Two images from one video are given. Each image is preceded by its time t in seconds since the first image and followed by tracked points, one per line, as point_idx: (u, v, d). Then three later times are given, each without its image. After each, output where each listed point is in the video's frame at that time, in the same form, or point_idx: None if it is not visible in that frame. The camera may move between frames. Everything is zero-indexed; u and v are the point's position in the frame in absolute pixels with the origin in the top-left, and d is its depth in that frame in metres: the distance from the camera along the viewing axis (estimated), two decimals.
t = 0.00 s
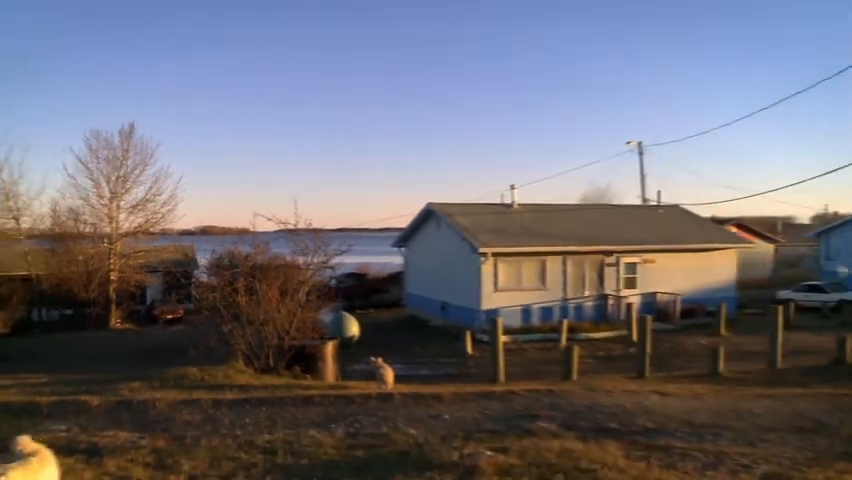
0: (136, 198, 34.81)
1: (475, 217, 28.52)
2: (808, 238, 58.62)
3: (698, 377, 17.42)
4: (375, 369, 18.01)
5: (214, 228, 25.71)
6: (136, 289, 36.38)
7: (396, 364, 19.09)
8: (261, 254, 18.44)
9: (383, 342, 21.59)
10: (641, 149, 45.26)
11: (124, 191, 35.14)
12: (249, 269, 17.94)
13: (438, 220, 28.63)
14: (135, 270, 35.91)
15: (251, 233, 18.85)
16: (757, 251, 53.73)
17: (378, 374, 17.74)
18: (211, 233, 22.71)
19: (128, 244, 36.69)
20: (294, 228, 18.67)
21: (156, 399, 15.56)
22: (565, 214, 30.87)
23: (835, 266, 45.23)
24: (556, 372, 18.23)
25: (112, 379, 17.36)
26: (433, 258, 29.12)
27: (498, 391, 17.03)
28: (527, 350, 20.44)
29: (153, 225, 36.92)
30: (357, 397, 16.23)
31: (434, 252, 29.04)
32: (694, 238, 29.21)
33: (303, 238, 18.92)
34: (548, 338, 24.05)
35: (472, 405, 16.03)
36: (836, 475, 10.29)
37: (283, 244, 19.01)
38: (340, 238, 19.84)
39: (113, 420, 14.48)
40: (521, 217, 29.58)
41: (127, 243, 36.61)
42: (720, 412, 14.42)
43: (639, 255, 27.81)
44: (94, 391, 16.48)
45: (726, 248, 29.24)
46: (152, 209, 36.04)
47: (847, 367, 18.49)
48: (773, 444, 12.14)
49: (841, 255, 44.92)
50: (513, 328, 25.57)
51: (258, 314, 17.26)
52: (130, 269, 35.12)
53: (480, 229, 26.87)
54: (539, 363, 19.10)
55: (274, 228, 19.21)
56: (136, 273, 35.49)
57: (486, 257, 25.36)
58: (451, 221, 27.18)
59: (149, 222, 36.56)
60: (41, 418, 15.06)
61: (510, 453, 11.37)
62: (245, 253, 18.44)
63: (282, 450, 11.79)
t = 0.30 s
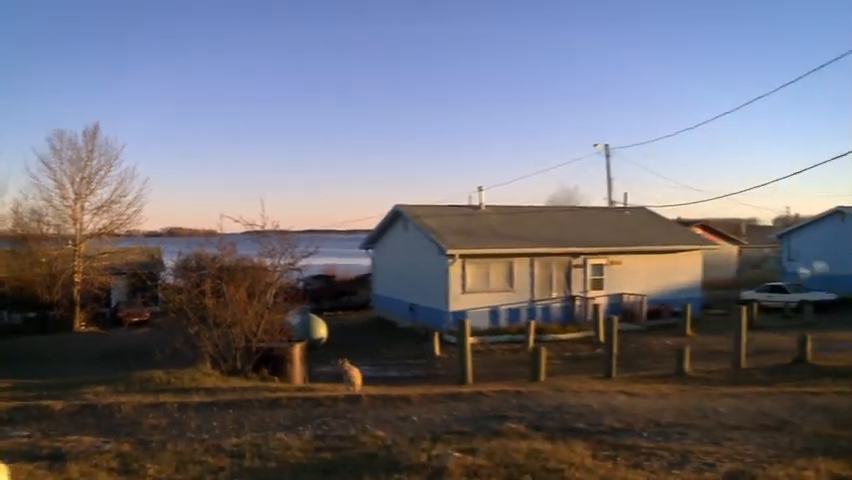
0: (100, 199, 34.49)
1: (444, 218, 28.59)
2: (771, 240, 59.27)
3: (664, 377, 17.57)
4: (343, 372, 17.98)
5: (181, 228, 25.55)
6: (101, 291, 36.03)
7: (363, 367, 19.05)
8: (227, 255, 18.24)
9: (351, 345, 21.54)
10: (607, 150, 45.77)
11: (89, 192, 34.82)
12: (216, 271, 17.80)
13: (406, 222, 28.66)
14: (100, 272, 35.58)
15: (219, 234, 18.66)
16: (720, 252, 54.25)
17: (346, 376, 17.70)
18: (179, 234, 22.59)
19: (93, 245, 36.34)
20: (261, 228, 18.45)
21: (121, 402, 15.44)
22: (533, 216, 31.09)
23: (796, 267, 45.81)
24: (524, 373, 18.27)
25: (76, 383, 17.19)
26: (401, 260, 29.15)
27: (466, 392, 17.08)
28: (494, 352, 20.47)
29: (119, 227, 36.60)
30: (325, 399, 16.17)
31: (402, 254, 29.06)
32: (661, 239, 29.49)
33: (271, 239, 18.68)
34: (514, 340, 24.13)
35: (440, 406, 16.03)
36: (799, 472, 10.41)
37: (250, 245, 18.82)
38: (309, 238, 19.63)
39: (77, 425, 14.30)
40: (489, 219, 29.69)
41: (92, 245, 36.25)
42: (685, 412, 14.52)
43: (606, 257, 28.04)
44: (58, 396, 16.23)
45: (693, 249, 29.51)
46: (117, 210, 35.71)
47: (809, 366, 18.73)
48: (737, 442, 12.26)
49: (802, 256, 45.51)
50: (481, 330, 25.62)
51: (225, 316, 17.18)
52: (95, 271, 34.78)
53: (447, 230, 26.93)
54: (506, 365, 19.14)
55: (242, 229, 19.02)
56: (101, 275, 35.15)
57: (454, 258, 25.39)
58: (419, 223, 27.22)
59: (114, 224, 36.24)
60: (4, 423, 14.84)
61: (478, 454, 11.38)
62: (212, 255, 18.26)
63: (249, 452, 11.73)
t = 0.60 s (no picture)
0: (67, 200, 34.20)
1: (415, 220, 28.60)
2: (740, 242, 59.84)
3: (634, 377, 17.69)
4: (314, 375, 17.91)
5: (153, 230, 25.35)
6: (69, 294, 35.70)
7: (335, 368, 19.00)
8: (198, 258, 18.14)
9: (323, 347, 21.48)
10: (577, 151, 47.20)
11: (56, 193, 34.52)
12: (186, 273, 17.69)
13: (377, 223, 28.66)
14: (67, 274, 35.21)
15: (190, 238, 18.62)
16: (690, 253, 54.74)
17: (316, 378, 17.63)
18: (150, 235, 22.43)
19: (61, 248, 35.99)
20: (232, 231, 18.40)
21: (90, 406, 15.29)
22: (504, 217, 31.18)
23: (763, 268, 46.31)
24: (496, 375, 18.31)
25: (44, 387, 16.99)
26: (373, 261, 29.13)
27: (438, 393, 17.08)
28: (466, 353, 20.51)
29: (87, 228, 36.28)
30: (297, 401, 16.10)
31: (374, 255, 29.02)
32: (630, 240, 29.68)
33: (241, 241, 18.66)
34: (486, 341, 24.17)
35: (412, 408, 16.03)
36: (766, 470, 10.52)
37: (220, 247, 18.77)
38: (280, 239, 19.63)
39: (44, 429, 14.14)
40: (461, 220, 29.74)
41: (60, 247, 35.91)
42: (655, 412, 14.61)
43: (578, 258, 28.16)
44: (25, 400, 16.00)
45: (662, 250, 29.72)
46: (84, 211, 35.40)
47: (776, 365, 18.94)
48: (706, 442, 12.35)
49: (769, 257, 46.00)
50: (453, 331, 25.66)
51: (195, 318, 17.05)
52: (62, 273, 34.43)
53: (419, 232, 26.92)
54: (478, 367, 19.17)
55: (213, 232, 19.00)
56: (69, 277, 34.81)
57: (426, 259, 25.38)
58: (391, 224, 27.21)
59: (83, 225, 35.90)
60: None
61: (450, 455, 11.40)
62: (182, 257, 18.16)
63: (220, 455, 11.67)
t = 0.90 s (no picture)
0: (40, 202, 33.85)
1: (393, 221, 28.61)
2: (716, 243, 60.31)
3: (610, 378, 17.77)
4: (290, 377, 17.84)
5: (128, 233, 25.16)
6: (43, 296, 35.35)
7: (312, 371, 18.96)
8: (173, 261, 18.09)
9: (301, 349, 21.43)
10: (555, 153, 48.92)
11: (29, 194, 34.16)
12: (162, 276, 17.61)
13: (354, 225, 28.63)
14: (40, 277, 34.84)
15: (166, 242, 18.63)
16: (667, 255, 55.13)
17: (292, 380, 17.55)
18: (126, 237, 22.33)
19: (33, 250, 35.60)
20: (208, 233, 18.41)
21: (65, 409, 15.17)
22: (482, 219, 31.23)
23: (739, 269, 46.64)
24: (474, 376, 18.33)
25: (18, 391, 16.82)
26: (350, 263, 29.10)
27: (416, 395, 17.07)
28: (443, 354, 20.53)
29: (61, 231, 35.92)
30: (275, 403, 16.05)
31: (351, 256, 28.97)
32: (607, 242, 29.78)
33: (218, 244, 18.69)
34: (464, 342, 24.20)
35: (389, 409, 16.02)
36: (741, 469, 10.60)
37: (197, 250, 18.79)
38: (256, 243, 19.67)
39: (18, 433, 14.00)
40: (438, 222, 29.80)
41: (33, 249, 35.53)
42: (631, 413, 14.68)
43: (555, 260, 28.25)
44: None
45: (639, 252, 29.83)
46: (57, 213, 35.05)
47: (751, 365, 19.08)
48: (682, 442, 12.42)
49: (744, 258, 46.33)
50: (430, 333, 25.67)
51: (171, 320, 16.94)
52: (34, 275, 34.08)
53: (396, 233, 26.93)
54: (455, 368, 19.20)
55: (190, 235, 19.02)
56: (41, 280, 34.46)
57: (403, 261, 25.38)
58: (368, 226, 27.20)
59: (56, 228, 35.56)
60: None
61: (427, 457, 11.41)
62: (158, 260, 18.11)
63: (196, 458, 11.61)
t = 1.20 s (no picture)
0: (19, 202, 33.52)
1: (376, 222, 28.60)
2: (698, 243, 60.67)
3: (594, 379, 17.82)
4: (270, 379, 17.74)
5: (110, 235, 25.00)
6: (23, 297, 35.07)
7: (295, 372, 18.91)
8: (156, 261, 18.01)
9: (284, 350, 21.39)
10: (539, 154, 49.72)
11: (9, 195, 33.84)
12: (144, 276, 17.53)
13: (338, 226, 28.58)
14: (20, 278, 34.53)
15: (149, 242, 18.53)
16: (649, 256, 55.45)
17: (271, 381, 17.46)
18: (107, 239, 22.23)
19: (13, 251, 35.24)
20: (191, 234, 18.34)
21: (45, 412, 15.06)
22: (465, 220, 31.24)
23: (721, 270, 46.90)
24: (458, 377, 18.34)
25: None
26: (334, 264, 29.04)
27: (399, 396, 17.06)
28: (427, 356, 20.53)
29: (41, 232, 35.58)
30: (258, 405, 15.99)
31: (335, 257, 28.90)
32: (591, 243, 29.85)
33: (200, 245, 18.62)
34: (447, 344, 24.20)
35: (373, 410, 16.00)
36: (723, 468, 10.66)
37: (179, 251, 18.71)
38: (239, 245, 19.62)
39: None
40: (421, 222, 29.83)
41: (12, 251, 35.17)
42: (614, 413, 14.72)
43: (538, 260, 28.30)
44: None
45: (622, 253, 29.91)
46: (38, 214, 34.73)
47: (733, 366, 19.18)
48: (664, 442, 12.47)
49: (727, 259, 46.61)
50: (413, 334, 25.67)
51: (154, 321, 16.84)
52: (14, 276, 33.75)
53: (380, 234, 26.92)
54: (439, 369, 19.21)
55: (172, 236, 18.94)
56: (21, 281, 34.15)
57: (386, 262, 25.36)
58: (352, 227, 27.16)
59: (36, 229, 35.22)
60: None
61: (410, 458, 11.40)
62: (140, 261, 18.02)
63: (179, 460, 11.55)
